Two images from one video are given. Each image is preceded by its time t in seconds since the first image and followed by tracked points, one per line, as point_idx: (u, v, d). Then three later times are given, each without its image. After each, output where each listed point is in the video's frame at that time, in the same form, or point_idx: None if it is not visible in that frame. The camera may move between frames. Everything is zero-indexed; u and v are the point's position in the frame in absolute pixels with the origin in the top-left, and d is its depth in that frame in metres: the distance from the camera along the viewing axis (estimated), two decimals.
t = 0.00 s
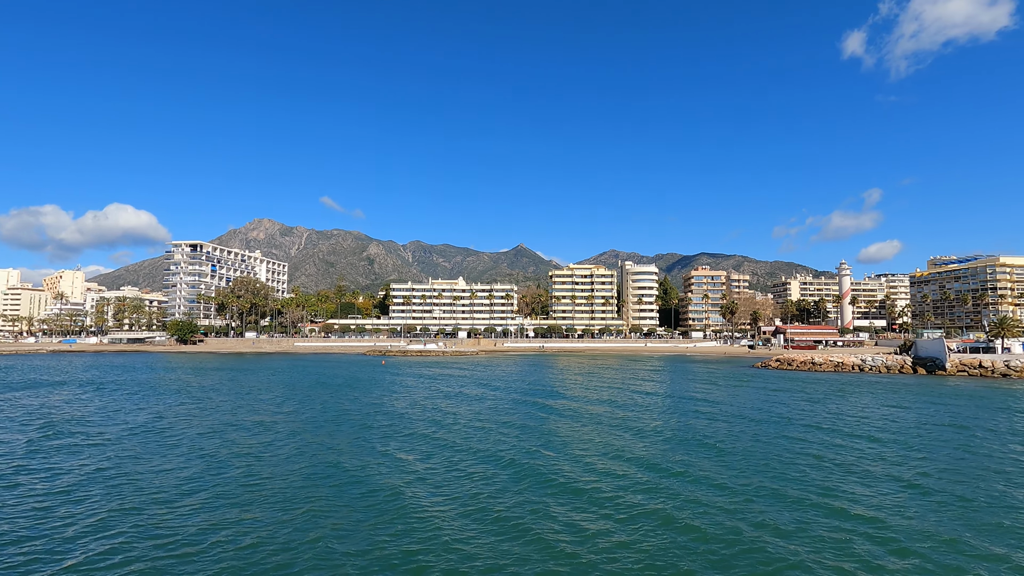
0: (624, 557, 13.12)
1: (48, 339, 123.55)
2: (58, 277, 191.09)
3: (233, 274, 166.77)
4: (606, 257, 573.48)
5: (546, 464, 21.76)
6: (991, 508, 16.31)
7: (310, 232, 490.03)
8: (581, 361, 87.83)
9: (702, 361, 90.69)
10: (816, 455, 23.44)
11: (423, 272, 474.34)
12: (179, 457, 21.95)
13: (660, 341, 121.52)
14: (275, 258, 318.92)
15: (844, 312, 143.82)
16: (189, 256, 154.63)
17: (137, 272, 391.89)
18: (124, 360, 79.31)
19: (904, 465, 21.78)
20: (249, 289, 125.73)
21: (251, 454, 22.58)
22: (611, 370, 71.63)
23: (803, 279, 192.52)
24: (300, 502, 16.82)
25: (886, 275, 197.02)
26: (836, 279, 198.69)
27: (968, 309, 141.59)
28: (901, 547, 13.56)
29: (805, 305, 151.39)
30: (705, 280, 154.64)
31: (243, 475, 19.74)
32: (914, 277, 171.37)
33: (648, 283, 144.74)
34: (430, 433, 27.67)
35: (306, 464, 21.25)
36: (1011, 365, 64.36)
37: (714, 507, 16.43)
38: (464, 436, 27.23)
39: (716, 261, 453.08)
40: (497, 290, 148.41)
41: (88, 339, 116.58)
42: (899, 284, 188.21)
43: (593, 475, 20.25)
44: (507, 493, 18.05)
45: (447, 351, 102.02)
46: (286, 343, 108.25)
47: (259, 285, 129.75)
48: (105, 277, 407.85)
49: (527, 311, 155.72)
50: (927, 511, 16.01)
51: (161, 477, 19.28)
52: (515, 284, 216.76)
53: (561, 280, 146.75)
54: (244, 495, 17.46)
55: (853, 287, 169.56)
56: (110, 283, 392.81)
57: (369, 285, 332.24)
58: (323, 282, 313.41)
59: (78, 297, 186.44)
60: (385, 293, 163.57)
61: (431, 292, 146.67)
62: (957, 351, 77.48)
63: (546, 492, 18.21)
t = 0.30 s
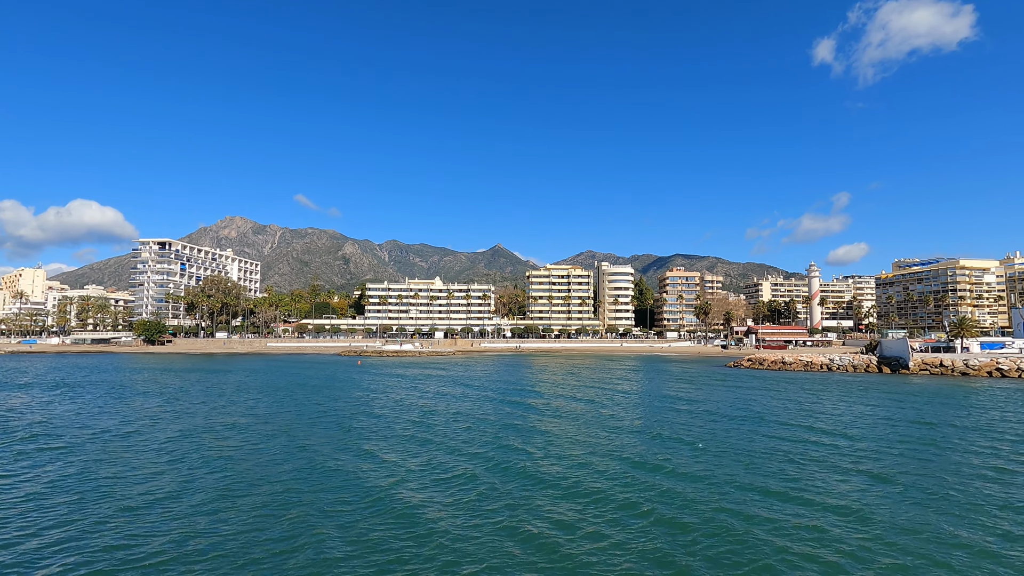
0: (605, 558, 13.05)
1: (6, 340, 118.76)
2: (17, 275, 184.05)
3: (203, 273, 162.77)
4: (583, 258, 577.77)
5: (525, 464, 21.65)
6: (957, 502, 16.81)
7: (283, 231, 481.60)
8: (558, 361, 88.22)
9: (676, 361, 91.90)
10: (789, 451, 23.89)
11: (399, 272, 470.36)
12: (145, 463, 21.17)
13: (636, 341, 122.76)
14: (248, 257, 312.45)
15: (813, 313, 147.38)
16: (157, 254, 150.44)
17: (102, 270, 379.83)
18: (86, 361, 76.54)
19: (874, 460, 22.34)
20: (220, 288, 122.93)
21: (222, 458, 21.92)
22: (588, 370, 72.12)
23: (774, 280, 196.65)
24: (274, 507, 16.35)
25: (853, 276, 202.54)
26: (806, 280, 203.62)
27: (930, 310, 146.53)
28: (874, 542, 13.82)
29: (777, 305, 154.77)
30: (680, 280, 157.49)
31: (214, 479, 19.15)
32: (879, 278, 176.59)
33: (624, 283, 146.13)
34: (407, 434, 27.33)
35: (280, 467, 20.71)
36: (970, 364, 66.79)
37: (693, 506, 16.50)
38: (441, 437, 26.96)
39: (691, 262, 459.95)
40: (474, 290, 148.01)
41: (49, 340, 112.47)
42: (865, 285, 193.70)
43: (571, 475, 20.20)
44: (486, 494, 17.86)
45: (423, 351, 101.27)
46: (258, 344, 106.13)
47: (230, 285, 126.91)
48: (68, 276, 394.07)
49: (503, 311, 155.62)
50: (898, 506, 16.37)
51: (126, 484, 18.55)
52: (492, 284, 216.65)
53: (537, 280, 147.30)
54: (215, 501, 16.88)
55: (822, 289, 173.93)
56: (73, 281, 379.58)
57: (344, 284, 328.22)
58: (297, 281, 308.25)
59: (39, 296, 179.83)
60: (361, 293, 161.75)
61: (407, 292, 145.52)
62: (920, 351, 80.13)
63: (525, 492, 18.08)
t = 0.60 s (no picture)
0: (587, 558, 12.92)
1: None
2: None
3: (173, 271, 158.63)
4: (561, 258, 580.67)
5: (505, 465, 21.39)
6: (924, 497, 17.23)
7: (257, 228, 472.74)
8: (536, 360, 88.41)
9: (652, 360, 92.80)
10: (765, 448, 24.22)
11: (376, 271, 465.12)
12: (110, 468, 20.40)
13: (612, 341, 123.71)
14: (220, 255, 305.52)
15: (784, 313, 150.52)
16: (125, 252, 146.32)
17: (66, 268, 367.14)
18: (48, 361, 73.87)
19: (848, 457, 22.78)
20: (191, 287, 120.07)
21: (191, 462, 21.18)
22: (565, 369, 72.40)
23: (747, 281, 200.32)
24: (244, 512, 15.79)
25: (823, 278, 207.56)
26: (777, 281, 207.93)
27: (896, 310, 151.04)
28: (847, 538, 13.98)
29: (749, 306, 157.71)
30: (656, 280, 159.27)
31: (182, 484, 18.48)
32: (848, 280, 181.29)
33: (601, 283, 147.17)
34: (383, 436, 26.88)
35: (251, 470, 20.12)
36: (932, 363, 69.02)
37: (671, 505, 16.48)
38: (417, 438, 26.58)
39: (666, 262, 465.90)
40: (452, 290, 147.34)
41: (9, 340, 108.18)
42: (834, 286, 198.78)
43: (550, 475, 20.03)
44: (464, 495, 17.54)
45: (399, 351, 100.33)
46: (230, 344, 103.93)
47: (201, 283, 124.04)
48: (30, 273, 380.18)
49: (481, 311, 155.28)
50: (870, 502, 16.63)
51: (88, 491, 17.76)
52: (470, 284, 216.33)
53: (515, 280, 147.33)
54: (180, 507, 16.21)
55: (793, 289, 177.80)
56: (34, 279, 366.04)
57: (320, 283, 323.63)
58: (271, 280, 302.62)
59: None
60: (337, 292, 159.59)
61: (384, 292, 144.22)
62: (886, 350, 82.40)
63: (502, 493, 17.86)
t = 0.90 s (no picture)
0: (567, 556, 12.96)
1: None
2: None
3: (141, 268, 154.21)
4: (539, 258, 583.58)
5: (484, 465, 21.21)
6: (892, 490, 17.73)
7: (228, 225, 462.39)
8: (513, 359, 88.42)
9: (628, 359, 93.54)
10: (741, 446, 24.58)
11: (351, 270, 459.67)
12: (72, 474, 19.52)
13: (589, 340, 124.55)
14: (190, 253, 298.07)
15: (756, 313, 153.59)
16: (89, 248, 141.65)
17: (26, 264, 353.78)
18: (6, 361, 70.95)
19: (821, 453, 23.27)
20: (159, 285, 116.74)
21: (159, 466, 20.43)
22: (542, 368, 72.62)
23: (720, 281, 203.71)
24: (215, 518, 15.24)
25: (793, 278, 212.52)
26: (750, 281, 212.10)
27: (862, 310, 155.49)
28: (824, 534, 14.18)
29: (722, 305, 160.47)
30: (632, 280, 160.84)
31: (149, 490, 17.78)
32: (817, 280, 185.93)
33: (578, 283, 148.04)
34: (359, 436, 26.43)
35: (223, 474, 19.49)
36: (897, 361, 71.24)
37: (652, 504, 16.50)
38: (394, 438, 26.20)
39: (642, 263, 471.29)
40: (429, 288, 146.36)
41: None
42: (804, 287, 203.73)
43: (529, 475, 19.87)
44: (443, 497, 17.28)
45: (375, 351, 99.33)
46: (200, 343, 101.45)
47: (170, 281, 120.73)
48: None
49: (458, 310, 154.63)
50: (845, 498, 16.95)
51: (47, 499, 16.93)
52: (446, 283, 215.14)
53: (493, 279, 147.17)
54: (148, 514, 15.58)
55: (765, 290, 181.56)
56: None
57: (294, 281, 318.43)
58: (243, 278, 296.39)
59: None
60: (311, 291, 157.19)
61: (360, 290, 142.50)
62: (853, 349, 84.68)
63: (482, 494, 17.66)
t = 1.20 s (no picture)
0: (549, 555, 13.03)
1: None
2: None
3: (107, 265, 149.45)
4: (517, 257, 583.84)
5: (463, 465, 21.10)
6: (863, 487, 18.22)
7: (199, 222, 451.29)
8: (491, 358, 88.31)
9: (605, 358, 94.19)
10: (717, 444, 25.06)
11: (327, 268, 453.11)
12: (34, 479, 18.77)
13: (566, 339, 125.05)
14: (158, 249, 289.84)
15: (730, 312, 156.32)
16: (51, 244, 136.70)
17: None
18: None
19: (794, 450, 23.85)
20: (126, 282, 113.35)
21: (127, 470, 19.83)
22: (519, 367, 72.70)
23: (695, 281, 206.69)
24: (187, 522, 14.84)
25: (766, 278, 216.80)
26: (724, 281, 215.76)
27: (831, 310, 159.51)
28: (798, 529, 14.52)
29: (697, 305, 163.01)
30: (608, 280, 162.15)
31: (118, 494, 17.25)
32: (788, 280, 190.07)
33: (555, 282, 148.61)
34: (335, 436, 26.06)
35: (195, 477, 19.00)
36: (864, 359, 73.33)
37: (630, 501, 16.63)
38: (371, 437, 25.94)
39: (619, 262, 475.59)
40: (406, 287, 145.15)
41: None
42: (776, 286, 208.08)
43: (508, 474, 19.85)
44: (422, 496, 17.15)
45: (351, 350, 98.07)
46: (169, 342, 98.85)
47: (138, 278, 117.34)
48: None
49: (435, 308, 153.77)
50: (818, 494, 17.37)
51: (8, 505, 16.28)
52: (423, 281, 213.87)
53: (470, 277, 146.70)
54: (117, 519, 15.11)
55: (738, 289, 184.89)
56: None
57: (267, 279, 312.45)
58: (214, 276, 289.53)
59: None
60: (285, 289, 154.50)
61: (335, 289, 140.60)
62: (822, 347, 86.86)
63: (462, 493, 17.58)
